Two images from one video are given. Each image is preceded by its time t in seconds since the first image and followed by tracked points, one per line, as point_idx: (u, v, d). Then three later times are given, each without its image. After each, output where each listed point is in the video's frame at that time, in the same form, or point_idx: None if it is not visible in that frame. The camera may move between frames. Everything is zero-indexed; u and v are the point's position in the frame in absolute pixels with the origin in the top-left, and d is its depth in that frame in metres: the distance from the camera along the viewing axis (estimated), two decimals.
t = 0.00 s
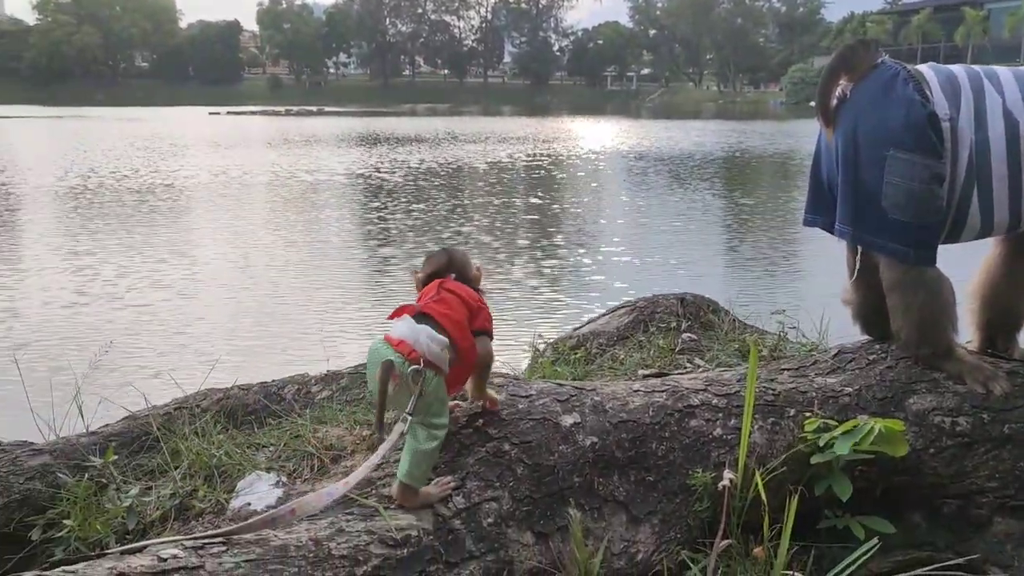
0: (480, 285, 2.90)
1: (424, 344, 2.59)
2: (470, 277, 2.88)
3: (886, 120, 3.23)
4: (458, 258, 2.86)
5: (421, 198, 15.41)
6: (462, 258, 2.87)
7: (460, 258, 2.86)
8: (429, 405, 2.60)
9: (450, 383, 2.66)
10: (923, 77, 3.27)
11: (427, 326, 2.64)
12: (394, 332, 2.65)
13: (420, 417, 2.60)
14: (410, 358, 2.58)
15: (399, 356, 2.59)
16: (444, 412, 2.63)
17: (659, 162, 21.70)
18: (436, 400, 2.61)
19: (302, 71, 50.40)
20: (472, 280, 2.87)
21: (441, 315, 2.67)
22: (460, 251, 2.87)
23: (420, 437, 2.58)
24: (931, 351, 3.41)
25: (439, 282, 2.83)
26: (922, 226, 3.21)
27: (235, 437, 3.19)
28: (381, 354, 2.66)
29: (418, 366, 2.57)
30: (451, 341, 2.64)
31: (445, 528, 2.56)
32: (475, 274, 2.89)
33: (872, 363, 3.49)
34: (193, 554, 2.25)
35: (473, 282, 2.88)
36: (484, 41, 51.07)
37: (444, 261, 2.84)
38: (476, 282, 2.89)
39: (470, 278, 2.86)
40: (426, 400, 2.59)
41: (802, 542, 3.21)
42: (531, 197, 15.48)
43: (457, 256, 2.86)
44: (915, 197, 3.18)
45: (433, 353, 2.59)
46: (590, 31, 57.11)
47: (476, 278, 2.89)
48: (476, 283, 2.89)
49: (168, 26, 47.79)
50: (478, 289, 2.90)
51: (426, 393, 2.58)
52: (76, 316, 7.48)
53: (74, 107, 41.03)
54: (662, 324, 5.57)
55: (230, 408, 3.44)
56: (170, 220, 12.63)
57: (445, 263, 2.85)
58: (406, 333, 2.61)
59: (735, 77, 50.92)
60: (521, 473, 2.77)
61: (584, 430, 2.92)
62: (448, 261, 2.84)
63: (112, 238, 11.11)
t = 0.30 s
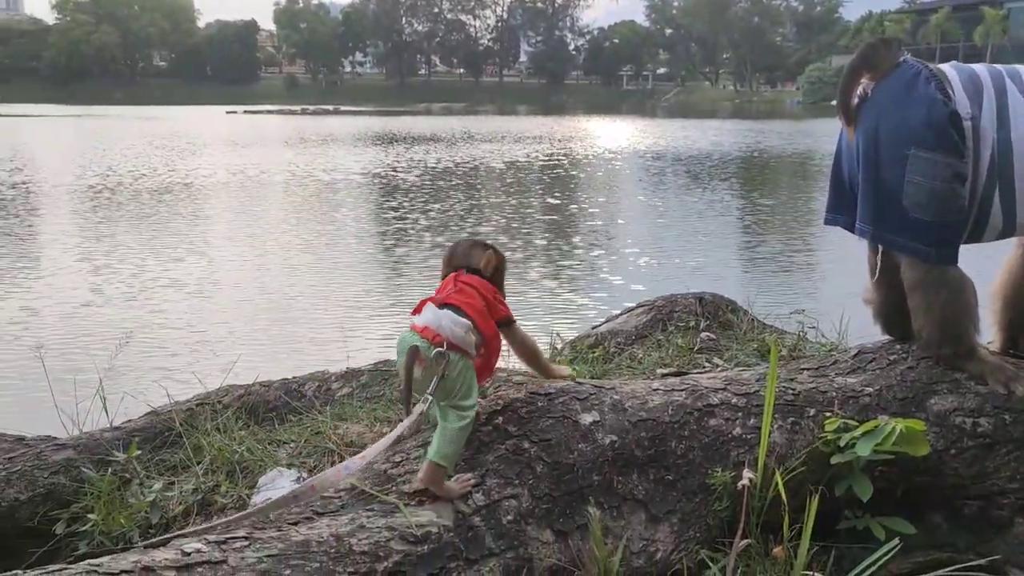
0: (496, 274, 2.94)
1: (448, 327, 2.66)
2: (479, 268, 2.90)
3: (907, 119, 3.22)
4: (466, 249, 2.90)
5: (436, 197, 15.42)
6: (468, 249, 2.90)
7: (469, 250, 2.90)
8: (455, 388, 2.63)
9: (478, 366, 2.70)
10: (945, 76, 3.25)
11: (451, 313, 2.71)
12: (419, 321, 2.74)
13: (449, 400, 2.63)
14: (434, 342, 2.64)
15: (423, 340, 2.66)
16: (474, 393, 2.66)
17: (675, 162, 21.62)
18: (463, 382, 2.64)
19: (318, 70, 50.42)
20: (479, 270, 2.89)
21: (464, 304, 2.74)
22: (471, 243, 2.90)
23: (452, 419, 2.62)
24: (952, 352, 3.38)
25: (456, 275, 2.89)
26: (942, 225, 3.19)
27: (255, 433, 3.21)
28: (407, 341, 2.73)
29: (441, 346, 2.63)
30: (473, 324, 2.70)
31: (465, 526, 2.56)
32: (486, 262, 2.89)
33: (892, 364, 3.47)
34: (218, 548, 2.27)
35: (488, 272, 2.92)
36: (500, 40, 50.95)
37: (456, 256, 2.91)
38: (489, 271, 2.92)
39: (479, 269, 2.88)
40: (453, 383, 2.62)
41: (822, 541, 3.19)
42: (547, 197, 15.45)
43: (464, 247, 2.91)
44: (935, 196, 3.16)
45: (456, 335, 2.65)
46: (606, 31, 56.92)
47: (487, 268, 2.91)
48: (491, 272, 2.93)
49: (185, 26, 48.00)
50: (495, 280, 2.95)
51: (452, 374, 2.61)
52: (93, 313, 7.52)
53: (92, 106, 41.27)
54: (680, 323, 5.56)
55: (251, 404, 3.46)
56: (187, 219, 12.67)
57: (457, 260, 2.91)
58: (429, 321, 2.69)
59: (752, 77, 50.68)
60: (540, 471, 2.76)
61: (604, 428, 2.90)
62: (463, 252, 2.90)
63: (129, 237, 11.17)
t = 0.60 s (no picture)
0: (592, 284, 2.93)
1: (502, 292, 2.76)
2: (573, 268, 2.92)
3: (939, 121, 3.19)
4: (567, 250, 2.92)
5: (461, 198, 15.47)
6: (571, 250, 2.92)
7: (566, 250, 2.92)
8: (500, 348, 2.72)
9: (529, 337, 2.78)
10: (978, 80, 3.22)
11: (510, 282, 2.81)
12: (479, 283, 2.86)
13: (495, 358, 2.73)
14: (485, 300, 2.75)
15: (476, 296, 2.77)
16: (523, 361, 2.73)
17: (701, 163, 21.56)
18: (510, 344, 2.72)
19: (343, 70, 50.69)
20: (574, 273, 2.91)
21: (530, 284, 2.82)
22: (575, 245, 2.92)
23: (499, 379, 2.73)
24: (984, 358, 3.35)
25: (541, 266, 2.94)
26: (974, 230, 3.16)
27: (287, 433, 3.23)
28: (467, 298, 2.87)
29: (490, 309, 2.73)
30: (528, 297, 2.78)
31: (495, 528, 2.55)
32: (583, 265, 2.90)
33: (923, 370, 3.44)
34: (250, 548, 2.28)
35: (579, 276, 2.92)
36: (525, 40, 50.99)
37: (554, 249, 2.97)
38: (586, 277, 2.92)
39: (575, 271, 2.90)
40: (498, 342, 2.72)
41: (852, 548, 3.17)
42: (571, 198, 15.42)
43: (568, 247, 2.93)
44: (966, 201, 3.14)
45: (509, 299, 2.75)
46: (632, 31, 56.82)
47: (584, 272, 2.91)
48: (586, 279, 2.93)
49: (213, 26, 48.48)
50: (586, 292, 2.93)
51: (494, 334, 2.71)
52: (122, 313, 7.58)
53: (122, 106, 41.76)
54: (708, 327, 5.54)
55: (282, 404, 3.49)
56: (213, 219, 12.76)
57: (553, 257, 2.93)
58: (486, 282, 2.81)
59: (779, 78, 50.43)
60: (568, 474, 2.75)
61: (632, 432, 2.89)
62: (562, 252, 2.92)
63: (157, 236, 11.26)
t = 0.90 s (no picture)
0: (669, 277, 2.89)
1: (578, 290, 2.70)
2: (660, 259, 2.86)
3: (981, 123, 3.15)
4: (651, 242, 2.87)
5: (490, 199, 15.52)
6: (656, 241, 2.88)
7: (650, 241, 2.87)
8: (580, 344, 2.67)
9: (607, 332, 2.72)
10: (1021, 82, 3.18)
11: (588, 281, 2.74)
12: (552, 281, 2.79)
13: (576, 352, 2.69)
14: (564, 299, 2.68)
15: (553, 296, 2.70)
16: (600, 356, 2.70)
17: (731, 164, 21.49)
18: (590, 338, 2.68)
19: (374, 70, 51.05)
20: (661, 266, 2.86)
21: (603, 280, 2.77)
22: (658, 236, 2.88)
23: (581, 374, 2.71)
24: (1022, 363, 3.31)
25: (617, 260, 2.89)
26: (1017, 233, 3.11)
27: (321, 432, 3.25)
28: (540, 295, 2.79)
29: (569, 306, 2.67)
30: (603, 298, 2.72)
31: (528, 529, 2.54)
32: (669, 258, 2.85)
33: (960, 376, 3.41)
34: (287, 547, 2.28)
35: (663, 268, 2.87)
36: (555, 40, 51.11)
37: (630, 241, 2.91)
38: (667, 269, 2.87)
39: (658, 264, 2.84)
40: (579, 338, 2.67)
41: (887, 555, 3.13)
42: (602, 199, 15.37)
43: (652, 237, 2.88)
44: (1008, 204, 3.09)
45: (586, 297, 2.69)
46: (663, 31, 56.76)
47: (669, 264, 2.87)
48: (663, 273, 2.87)
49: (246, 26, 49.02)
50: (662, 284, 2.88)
51: (575, 331, 2.66)
52: (155, 312, 7.65)
53: (156, 105, 42.29)
54: (740, 330, 5.51)
55: (317, 404, 3.51)
56: (244, 219, 12.86)
57: (634, 248, 2.89)
58: (563, 280, 2.74)
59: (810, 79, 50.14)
60: (601, 477, 2.73)
61: (665, 435, 2.87)
62: (639, 243, 2.88)
63: (190, 235, 11.38)
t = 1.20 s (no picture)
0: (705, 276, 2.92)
1: (655, 274, 2.70)
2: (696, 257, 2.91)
3: (1013, 126, 3.12)
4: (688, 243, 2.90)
5: (512, 199, 15.53)
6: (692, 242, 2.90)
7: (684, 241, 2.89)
8: (650, 327, 2.64)
9: (670, 321, 2.71)
10: None
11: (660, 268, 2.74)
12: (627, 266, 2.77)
13: (642, 336, 2.66)
14: (643, 281, 2.66)
15: (632, 277, 2.69)
16: (660, 342, 2.67)
17: (754, 165, 21.40)
18: (658, 324, 2.66)
19: (397, 71, 51.23)
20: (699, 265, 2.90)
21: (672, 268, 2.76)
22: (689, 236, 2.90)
23: (640, 357, 2.64)
24: None
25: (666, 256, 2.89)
26: None
27: (347, 431, 3.26)
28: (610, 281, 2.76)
29: (648, 289, 2.65)
30: (673, 286, 2.72)
31: (554, 530, 2.53)
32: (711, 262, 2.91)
33: (989, 380, 3.38)
34: (318, 546, 2.27)
35: (702, 269, 2.91)
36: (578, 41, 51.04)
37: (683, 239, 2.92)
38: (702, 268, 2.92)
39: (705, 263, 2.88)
40: (649, 321, 2.64)
41: (915, 560, 3.10)
42: (624, 200, 15.31)
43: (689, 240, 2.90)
44: None
45: (662, 283, 2.69)
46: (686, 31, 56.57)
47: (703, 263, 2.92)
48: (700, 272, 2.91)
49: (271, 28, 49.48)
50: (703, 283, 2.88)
51: (650, 313, 2.64)
52: (179, 312, 7.69)
53: (181, 106, 42.62)
54: (766, 331, 5.49)
55: (343, 403, 3.52)
56: (267, 219, 12.91)
57: (673, 248, 2.90)
58: (641, 266, 2.73)
59: (835, 80, 49.82)
60: (628, 479, 2.71)
61: (691, 437, 2.84)
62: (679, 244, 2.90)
63: (213, 235, 11.44)
